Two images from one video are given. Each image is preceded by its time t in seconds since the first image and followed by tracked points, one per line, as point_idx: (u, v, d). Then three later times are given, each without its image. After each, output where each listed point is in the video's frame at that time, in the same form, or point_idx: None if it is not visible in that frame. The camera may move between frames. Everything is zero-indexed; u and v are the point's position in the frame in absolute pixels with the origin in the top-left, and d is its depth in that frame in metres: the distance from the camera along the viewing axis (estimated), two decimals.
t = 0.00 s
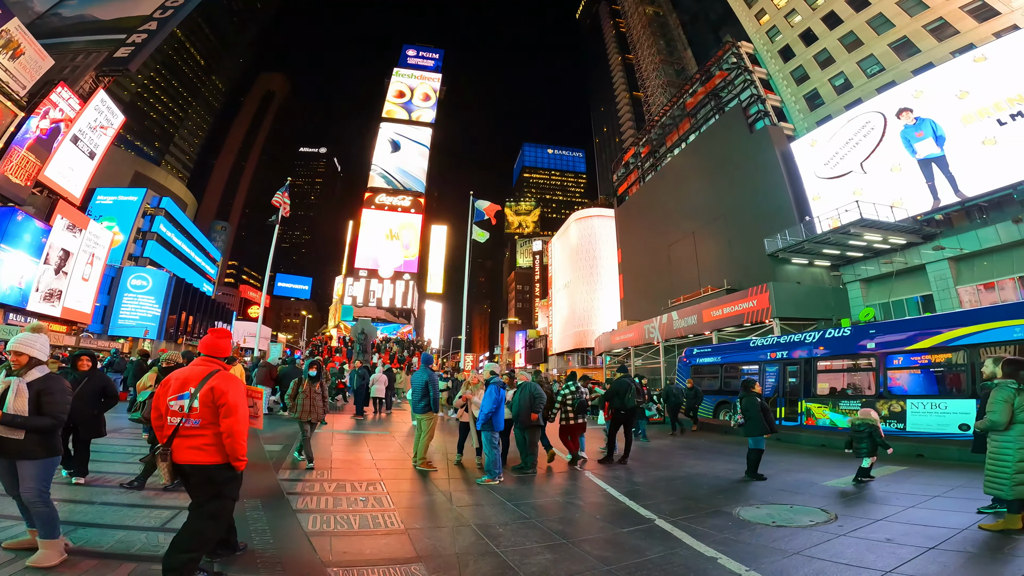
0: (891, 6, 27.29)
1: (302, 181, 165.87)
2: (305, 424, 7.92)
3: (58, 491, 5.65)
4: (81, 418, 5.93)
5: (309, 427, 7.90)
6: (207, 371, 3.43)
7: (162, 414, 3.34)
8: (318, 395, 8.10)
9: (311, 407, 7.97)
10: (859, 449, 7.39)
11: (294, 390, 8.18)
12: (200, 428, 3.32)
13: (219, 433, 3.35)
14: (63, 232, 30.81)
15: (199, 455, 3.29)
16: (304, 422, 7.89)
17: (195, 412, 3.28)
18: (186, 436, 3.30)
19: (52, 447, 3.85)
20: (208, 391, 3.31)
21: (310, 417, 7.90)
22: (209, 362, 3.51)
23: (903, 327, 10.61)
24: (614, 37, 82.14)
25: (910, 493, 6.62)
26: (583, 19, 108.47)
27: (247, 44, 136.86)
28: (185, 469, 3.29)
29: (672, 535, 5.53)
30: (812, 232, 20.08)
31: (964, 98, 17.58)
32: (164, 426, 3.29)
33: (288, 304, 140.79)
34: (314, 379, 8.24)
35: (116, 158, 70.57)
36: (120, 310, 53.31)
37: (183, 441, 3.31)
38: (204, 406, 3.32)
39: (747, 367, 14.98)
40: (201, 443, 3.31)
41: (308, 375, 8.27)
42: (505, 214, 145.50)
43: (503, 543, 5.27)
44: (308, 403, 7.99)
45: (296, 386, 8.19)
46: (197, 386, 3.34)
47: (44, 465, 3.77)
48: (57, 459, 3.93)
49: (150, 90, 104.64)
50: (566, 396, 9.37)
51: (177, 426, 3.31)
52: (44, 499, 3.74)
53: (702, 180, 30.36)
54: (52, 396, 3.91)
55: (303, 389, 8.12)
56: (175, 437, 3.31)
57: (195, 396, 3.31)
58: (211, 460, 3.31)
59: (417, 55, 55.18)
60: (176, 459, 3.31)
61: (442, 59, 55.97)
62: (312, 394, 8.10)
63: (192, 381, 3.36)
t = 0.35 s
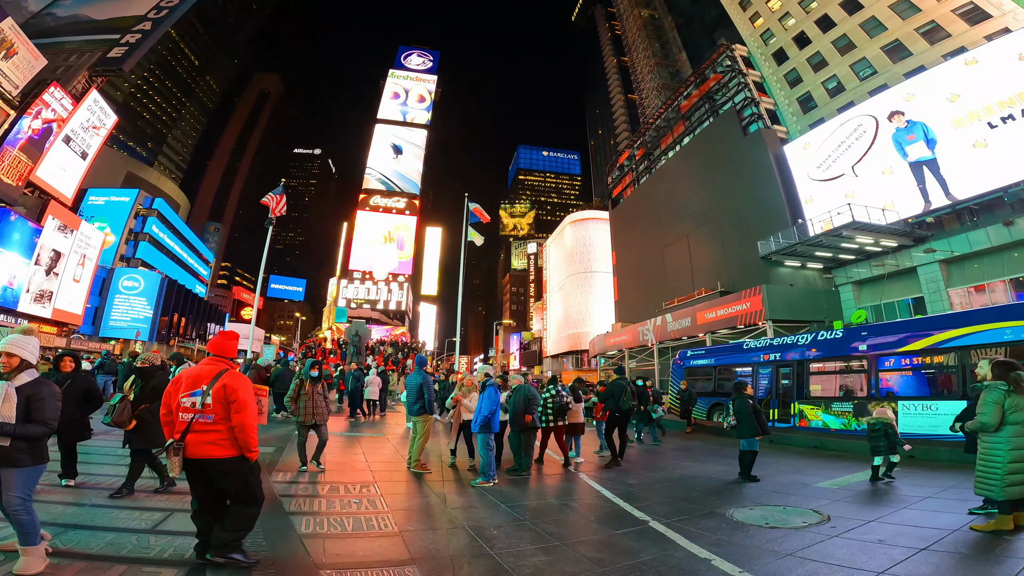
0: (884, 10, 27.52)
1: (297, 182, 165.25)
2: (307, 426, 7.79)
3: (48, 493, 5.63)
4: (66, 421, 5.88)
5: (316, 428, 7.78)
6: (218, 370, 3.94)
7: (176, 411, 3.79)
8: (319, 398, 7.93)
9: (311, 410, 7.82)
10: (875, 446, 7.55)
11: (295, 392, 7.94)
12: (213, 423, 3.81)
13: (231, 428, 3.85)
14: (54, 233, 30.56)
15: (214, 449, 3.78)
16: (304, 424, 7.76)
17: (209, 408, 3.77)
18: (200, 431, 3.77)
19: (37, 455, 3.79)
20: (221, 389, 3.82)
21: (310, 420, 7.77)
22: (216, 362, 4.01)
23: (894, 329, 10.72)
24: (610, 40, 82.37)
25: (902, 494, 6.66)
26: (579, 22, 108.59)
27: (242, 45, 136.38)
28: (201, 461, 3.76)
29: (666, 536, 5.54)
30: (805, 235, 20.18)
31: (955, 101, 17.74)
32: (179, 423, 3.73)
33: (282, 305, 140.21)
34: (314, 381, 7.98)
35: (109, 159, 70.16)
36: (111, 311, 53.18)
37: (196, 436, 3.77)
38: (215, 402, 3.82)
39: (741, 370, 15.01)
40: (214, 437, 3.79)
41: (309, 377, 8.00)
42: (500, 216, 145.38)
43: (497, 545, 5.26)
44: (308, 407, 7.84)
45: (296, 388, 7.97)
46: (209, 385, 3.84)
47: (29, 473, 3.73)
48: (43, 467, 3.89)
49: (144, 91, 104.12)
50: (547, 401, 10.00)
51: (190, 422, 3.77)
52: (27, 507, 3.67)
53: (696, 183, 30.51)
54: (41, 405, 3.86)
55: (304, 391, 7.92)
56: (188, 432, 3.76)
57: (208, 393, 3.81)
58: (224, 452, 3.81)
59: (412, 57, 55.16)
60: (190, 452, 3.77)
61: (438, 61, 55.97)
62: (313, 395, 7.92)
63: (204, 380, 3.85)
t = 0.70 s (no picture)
0: (880, 10, 27.61)
1: (295, 184, 165.17)
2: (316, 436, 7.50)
3: (45, 496, 5.60)
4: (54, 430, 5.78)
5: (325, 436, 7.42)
6: (240, 377, 4.30)
7: (203, 414, 4.06)
8: (330, 405, 7.59)
9: (320, 418, 7.51)
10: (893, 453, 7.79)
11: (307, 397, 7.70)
12: (240, 424, 4.17)
13: (257, 428, 4.26)
14: (51, 236, 30.49)
15: (242, 449, 4.13)
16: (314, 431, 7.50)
17: (239, 410, 4.14)
18: (229, 432, 4.09)
19: (38, 464, 3.72)
20: (251, 393, 4.23)
21: (319, 427, 7.47)
22: (236, 369, 4.35)
23: (891, 329, 10.67)
24: (607, 42, 82.45)
25: (900, 494, 6.66)
26: (577, 24, 108.68)
27: (239, 47, 136.23)
28: (228, 461, 4.07)
29: (665, 538, 5.53)
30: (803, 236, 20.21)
31: (951, 101, 17.83)
32: (209, 424, 4.02)
33: (279, 308, 139.93)
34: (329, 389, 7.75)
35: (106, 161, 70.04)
36: (109, 314, 53.32)
37: (224, 437, 4.08)
38: (243, 405, 4.20)
39: (739, 371, 15.02)
40: (241, 438, 4.14)
41: (322, 384, 7.79)
42: (498, 217, 145.36)
43: (497, 547, 5.25)
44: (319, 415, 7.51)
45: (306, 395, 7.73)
46: (237, 389, 4.21)
47: (29, 482, 3.66)
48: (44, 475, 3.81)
49: (141, 93, 103.92)
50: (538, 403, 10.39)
51: (218, 423, 4.07)
52: (27, 514, 3.64)
53: (693, 184, 30.57)
54: (47, 413, 3.81)
55: (315, 397, 7.65)
56: (217, 433, 4.03)
57: (237, 396, 4.18)
58: (249, 452, 4.18)
59: (410, 58, 55.17)
60: (216, 453, 4.04)
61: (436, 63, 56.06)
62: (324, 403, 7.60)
63: (232, 384, 4.21)
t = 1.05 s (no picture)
0: (874, 14, 27.82)
1: (289, 184, 164.58)
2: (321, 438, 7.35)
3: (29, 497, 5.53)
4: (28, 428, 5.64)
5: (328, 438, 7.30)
6: (261, 380, 4.56)
7: (228, 416, 4.29)
8: (337, 406, 7.62)
9: (325, 420, 7.41)
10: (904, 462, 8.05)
11: (316, 397, 7.68)
12: (260, 425, 4.45)
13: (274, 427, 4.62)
14: (42, 234, 30.22)
15: (261, 448, 4.44)
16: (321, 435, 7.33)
17: (262, 413, 4.46)
18: (252, 433, 4.38)
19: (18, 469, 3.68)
20: (273, 398, 4.56)
21: (324, 429, 7.34)
22: (253, 372, 4.57)
23: (882, 332, 10.73)
24: (603, 44, 82.61)
25: (890, 496, 6.70)
26: (573, 25, 108.76)
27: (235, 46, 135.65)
28: (249, 459, 4.38)
29: (658, 539, 5.55)
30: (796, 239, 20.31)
31: (943, 105, 17.97)
32: (236, 426, 4.28)
33: (273, 308, 139.34)
34: (335, 389, 7.78)
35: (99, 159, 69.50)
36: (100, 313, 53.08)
37: (246, 436, 4.36)
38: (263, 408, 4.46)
39: (732, 372, 15.07)
40: (261, 437, 4.46)
41: (328, 383, 7.79)
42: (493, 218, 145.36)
43: (489, 548, 5.24)
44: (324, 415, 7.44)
45: (314, 395, 7.72)
46: (258, 393, 4.46)
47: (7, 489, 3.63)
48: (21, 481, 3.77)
49: (135, 91, 103.22)
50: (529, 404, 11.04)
51: (241, 426, 4.33)
52: (8, 517, 3.61)
53: (687, 186, 30.69)
54: (24, 416, 3.77)
55: (321, 397, 7.68)
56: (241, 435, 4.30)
57: (259, 400, 4.45)
58: (266, 451, 4.51)
59: (406, 59, 55.12)
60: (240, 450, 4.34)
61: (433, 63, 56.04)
62: (330, 402, 7.62)
63: (254, 389, 4.44)
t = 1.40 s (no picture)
0: (871, 18, 28.02)
1: (285, 183, 164.08)
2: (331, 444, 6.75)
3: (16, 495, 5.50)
4: None
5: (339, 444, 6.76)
6: (266, 379, 4.77)
7: (233, 411, 4.46)
8: (343, 410, 6.95)
9: (334, 427, 6.75)
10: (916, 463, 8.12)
11: (319, 402, 7.00)
12: (263, 422, 4.59)
13: (278, 425, 4.73)
14: (33, 230, 29.99)
15: (262, 444, 4.53)
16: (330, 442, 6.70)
17: (266, 410, 4.61)
18: (256, 428, 4.53)
19: None
20: (277, 395, 4.72)
21: (334, 436, 6.72)
22: (261, 370, 4.79)
23: (875, 335, 10.81)
24: (601, 46, 82.70)
25: (880, 498, 6.73)
26: (572, 27, 108.68)
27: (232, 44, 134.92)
28: (251, 454, 4.48)
29: (651, 540, 5.55)
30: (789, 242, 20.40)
31: (937, 109, 18.09)
32: (240, 420, 4.44)
33: (266, 307, 138.87)
34: (338, 392, 7.12)
35: (93, 156, 69.05)
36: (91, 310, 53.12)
37: (249, 432, 4.50)
38: (267, 405, 4.63)
39: (725, 375, 15.13)
40: (264, 433, 4.58)
41: (332, 386, 7.11)
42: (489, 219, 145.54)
43: (483, 549, 5.23)
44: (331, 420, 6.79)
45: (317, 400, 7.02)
46: (263, 391, 4.66)
47: None
48: None
49: (130, 88, 102.46)
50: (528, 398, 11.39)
51: (246, 421, 4.49)
52: None
53: (683, 189, 30.77)
54: None
55: (326, 402, 6.98)
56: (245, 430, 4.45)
57: (264, 397, 4.65)
58: (269, 446, 4.60)
59: (404, 58, 55.11)
60: (243, 446, 4.45)
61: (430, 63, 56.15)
62: (335, 407, 6.95)
63: (259, 387, 4.63)
